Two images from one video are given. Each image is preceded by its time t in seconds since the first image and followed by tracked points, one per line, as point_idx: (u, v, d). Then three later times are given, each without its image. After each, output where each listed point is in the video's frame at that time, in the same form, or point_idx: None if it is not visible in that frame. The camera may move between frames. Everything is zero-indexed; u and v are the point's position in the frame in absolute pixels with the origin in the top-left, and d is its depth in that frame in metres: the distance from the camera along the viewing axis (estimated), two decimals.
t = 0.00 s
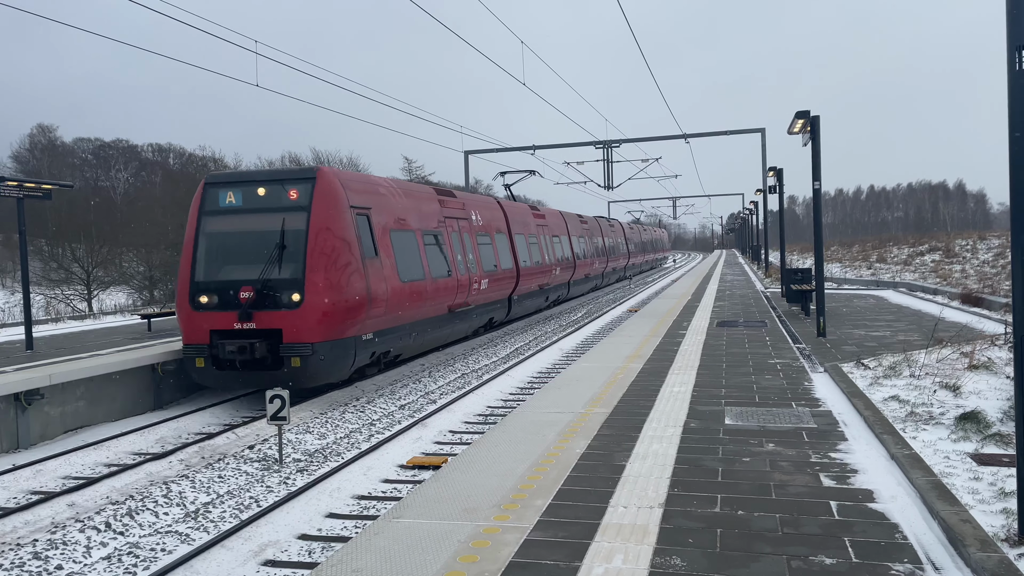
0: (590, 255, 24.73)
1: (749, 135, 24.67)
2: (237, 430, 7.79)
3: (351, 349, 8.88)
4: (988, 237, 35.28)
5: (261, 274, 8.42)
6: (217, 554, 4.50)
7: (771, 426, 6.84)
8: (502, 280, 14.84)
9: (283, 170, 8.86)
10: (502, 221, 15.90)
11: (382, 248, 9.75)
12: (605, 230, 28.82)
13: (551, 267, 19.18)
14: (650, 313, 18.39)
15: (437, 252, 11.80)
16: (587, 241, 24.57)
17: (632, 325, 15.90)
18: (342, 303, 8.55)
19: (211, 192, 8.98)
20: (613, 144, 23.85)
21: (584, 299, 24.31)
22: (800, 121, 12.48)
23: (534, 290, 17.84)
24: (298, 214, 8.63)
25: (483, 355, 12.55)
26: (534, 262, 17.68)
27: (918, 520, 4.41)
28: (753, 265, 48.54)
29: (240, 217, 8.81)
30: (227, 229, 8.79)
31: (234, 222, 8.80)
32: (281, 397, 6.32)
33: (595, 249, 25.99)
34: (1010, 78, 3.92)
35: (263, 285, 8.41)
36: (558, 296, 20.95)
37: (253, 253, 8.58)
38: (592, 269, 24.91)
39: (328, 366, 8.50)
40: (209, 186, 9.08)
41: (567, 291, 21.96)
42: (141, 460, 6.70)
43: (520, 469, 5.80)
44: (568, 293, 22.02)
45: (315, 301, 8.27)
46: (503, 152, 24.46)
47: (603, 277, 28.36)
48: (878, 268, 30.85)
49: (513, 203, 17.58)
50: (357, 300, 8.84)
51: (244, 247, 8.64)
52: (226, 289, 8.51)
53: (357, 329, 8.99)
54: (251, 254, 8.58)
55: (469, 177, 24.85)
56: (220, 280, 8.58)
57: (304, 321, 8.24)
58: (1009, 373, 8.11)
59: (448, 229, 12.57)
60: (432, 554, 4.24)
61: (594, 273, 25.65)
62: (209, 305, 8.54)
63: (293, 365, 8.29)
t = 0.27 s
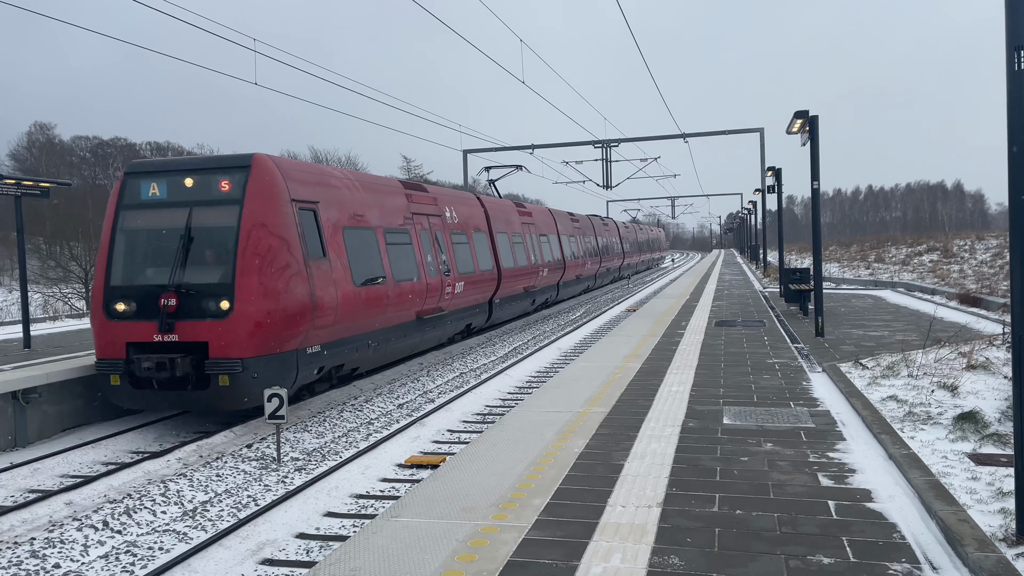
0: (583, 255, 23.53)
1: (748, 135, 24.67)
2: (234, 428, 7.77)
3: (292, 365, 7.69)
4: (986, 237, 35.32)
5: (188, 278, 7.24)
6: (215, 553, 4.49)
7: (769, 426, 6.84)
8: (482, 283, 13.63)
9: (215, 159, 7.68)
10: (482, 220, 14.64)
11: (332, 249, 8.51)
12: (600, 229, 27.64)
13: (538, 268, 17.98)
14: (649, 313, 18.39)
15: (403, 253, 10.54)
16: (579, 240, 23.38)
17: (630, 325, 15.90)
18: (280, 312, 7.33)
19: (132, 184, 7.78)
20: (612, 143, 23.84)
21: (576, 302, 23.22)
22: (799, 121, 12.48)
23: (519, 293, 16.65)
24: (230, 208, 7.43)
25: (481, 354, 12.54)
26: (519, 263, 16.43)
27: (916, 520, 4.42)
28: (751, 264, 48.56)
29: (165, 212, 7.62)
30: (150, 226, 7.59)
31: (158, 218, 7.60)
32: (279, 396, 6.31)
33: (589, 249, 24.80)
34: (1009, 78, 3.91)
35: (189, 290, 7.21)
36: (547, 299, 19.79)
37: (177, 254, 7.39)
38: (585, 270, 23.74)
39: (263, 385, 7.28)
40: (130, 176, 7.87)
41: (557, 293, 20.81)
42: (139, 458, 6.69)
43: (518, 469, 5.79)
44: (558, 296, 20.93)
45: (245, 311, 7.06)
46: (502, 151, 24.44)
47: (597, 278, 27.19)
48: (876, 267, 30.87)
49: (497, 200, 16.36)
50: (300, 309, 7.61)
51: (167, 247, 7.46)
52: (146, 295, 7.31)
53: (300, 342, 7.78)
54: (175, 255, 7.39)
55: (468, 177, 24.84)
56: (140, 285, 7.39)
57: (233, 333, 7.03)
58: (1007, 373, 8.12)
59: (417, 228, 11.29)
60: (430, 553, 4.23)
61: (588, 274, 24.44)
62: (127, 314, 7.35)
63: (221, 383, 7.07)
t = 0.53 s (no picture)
0: (574, 254, 22.31)
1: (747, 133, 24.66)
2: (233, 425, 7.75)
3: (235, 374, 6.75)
4: (984, 236, 35.37)
5: (89, 282, 6.03)
6: (213, 550, 4.48)
7: (768, 424, 6.84)
8: (457, 285, 12.34)
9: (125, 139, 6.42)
10: (458, 216, 13.33)
11: (268, 247, 7.24)
12: (592, 226, 26.49)
13: (523, 269, 16.68)
14: (647, 311, 18.39)
15: (361, 252, 9.25)
16: (570, 238, 22.19)
17: (629, 323, 15.91)
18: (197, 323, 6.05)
19: (30, 170, 6.54)
20: (611, 141, 23.82)
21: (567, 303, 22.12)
22: (799, 120, 12.48)
23: (502, 295, 15.41)
24: (139, 198, 6.16)
25: (480, 352, 12.53)
26: (502, 263, 15.17)
27: (914, 519, 4.42)
28: (751, 263, 48.56)
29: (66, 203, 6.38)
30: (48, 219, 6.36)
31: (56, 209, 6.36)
32: (278, 393, 6.30)
33: (581, 248, 23.61)
34: (1009, 77, 3.91)
35: (88, 295, 5.99)
36: (535, 300, 18.60)
37: (79, 252, 6.17)
38: (576, 269, 22.56)
39: (177, 410, 6.08)
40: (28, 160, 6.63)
41: (546, 294, 19.65)
42: (137, 455, 6.66)
43: (517, 466, 5.79)
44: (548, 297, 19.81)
45: (152, 321, 5.82)
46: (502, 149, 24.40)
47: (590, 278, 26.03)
48: (874, 266, 30.90)
49: (477, 194, 15.08)
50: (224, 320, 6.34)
51: (65, 245, 6.26)
52: (40, 301, 6.09)
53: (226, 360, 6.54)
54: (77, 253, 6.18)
55: (467, 174, 24.82)
56: (32, 289, 6.16)
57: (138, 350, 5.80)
58: (1005, 372, 8.13)
59: (380, 224, 9.99)
60: (429, 551, 4.23)
61: (579, 274, 23.27)
62: (18, 324, 6.13)
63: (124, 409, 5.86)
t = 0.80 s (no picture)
0: (564, 251, 21.17)
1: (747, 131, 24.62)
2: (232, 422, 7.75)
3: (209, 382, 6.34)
4: (983, 234, 35.38)
5: None
6: (212, 547, 4.48)
7: (767, 422, 6.84)
8: (429, 288, 11.09)
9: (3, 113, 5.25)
10: (432, 211, 12.07)
11: (181, 246, 6.03)
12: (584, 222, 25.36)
13: (507, 269, 15.47)
14: (646, 309, 18.39)
15: (308, 250, 7.97)
16: (559, 235, 21.05)
17: (628, 321, 15.91)
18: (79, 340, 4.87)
19: None
20: (610, 139, 23.80)
21: (558, 304, 21.00)
22: (798, 118, 12.48)
23: (483, 296, 14.23)
24: (9, 184, 4.95)
25: (479, 350, 12.52)
26: (483, 263, 13.96)
27: (913, 517, 4.42)
28: (750, 261, 48.53)
29: None
30: None
31: None
32: (277, 390, 6.30)
33: (571, 245, 22.47)
34: (1010, 75, 3.90)
35: None
36: (521, 302, 17.41)
37: None
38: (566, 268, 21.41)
39: (59, 446, 4.91)
40: None
41: (534, 295, 18.52)
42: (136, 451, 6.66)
43: (515, 464, 5.80)
44: (536, 297, 18.71)
45: (22, 336, 4.67)
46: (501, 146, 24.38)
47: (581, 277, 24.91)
48: (874, 265, 30.91)
49: (456, 188, 13.84)
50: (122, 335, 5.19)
51: None
52: None
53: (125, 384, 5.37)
54: None
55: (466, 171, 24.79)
56: None
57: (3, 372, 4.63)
58: (1004, 371, 8.13)
59: (333, 219, 8.72)
60: (428, 548, 4.23)
61: (570, 272, 22.12)
62: None
63: None
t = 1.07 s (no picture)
0: (554, 250, 20.13)
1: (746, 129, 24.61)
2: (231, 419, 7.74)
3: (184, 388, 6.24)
4: (983, 233, 35.37)
5: None
6: (211, 544, 4.48)
7: (766, 421, 6.84)
8: (394, 290, 10.06)
9: None
10: (401, 206, 10.96)
11: (59, 244, 5.05)
12: (577, 220, 24.37)
13: (489, 270, 14.39)
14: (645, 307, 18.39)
15: (238, 247, 6.98)
16: (549, 233, 19.99)
17: (627, 319, 15.92)
18: None
19: None
20: (610, 137, 23.77)
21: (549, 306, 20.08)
22: (798, 116, 12.47)
23: (462, 299, 13.15)
24: None
25: (478, 348, 12.51)
26: (460, 263, 12.87)
27: (912, 515, 4.42)
28: (749, 260, 48.49)
29: None
30: None
31: None
32: (276, 388, 6.30)
33: (562, 243, 21.38)
34: (1009, 74, 3.89)
35: None
36: (507, 304, 16.33)
37: None
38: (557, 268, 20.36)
39: None
40: None
41: (521, 297, 17.44)
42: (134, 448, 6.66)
43: (515, 462, 5.80)
44: (524, 300, 17.62)
45: None
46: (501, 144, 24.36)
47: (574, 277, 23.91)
48: (873, 263, 30.91)
49: (431, 181, 12.71)
50: None
51: None
52: None
53: None
54: None
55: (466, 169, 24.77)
56: None
57: None
58: (1003, 370, 8.13)
59: (274, 213, 7.67)
60: (426, 546, 4.23)
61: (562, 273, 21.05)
62: None
63: None
